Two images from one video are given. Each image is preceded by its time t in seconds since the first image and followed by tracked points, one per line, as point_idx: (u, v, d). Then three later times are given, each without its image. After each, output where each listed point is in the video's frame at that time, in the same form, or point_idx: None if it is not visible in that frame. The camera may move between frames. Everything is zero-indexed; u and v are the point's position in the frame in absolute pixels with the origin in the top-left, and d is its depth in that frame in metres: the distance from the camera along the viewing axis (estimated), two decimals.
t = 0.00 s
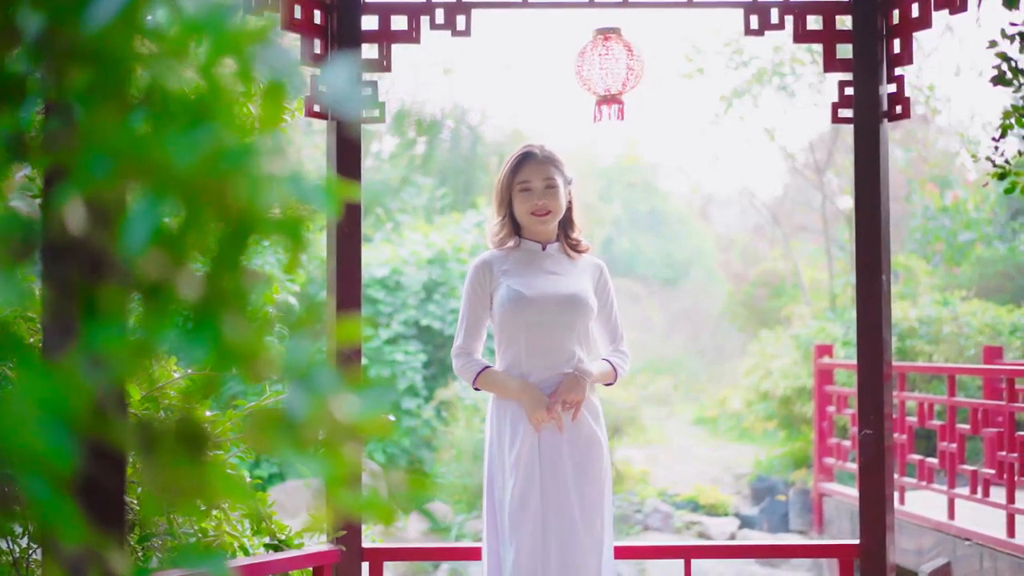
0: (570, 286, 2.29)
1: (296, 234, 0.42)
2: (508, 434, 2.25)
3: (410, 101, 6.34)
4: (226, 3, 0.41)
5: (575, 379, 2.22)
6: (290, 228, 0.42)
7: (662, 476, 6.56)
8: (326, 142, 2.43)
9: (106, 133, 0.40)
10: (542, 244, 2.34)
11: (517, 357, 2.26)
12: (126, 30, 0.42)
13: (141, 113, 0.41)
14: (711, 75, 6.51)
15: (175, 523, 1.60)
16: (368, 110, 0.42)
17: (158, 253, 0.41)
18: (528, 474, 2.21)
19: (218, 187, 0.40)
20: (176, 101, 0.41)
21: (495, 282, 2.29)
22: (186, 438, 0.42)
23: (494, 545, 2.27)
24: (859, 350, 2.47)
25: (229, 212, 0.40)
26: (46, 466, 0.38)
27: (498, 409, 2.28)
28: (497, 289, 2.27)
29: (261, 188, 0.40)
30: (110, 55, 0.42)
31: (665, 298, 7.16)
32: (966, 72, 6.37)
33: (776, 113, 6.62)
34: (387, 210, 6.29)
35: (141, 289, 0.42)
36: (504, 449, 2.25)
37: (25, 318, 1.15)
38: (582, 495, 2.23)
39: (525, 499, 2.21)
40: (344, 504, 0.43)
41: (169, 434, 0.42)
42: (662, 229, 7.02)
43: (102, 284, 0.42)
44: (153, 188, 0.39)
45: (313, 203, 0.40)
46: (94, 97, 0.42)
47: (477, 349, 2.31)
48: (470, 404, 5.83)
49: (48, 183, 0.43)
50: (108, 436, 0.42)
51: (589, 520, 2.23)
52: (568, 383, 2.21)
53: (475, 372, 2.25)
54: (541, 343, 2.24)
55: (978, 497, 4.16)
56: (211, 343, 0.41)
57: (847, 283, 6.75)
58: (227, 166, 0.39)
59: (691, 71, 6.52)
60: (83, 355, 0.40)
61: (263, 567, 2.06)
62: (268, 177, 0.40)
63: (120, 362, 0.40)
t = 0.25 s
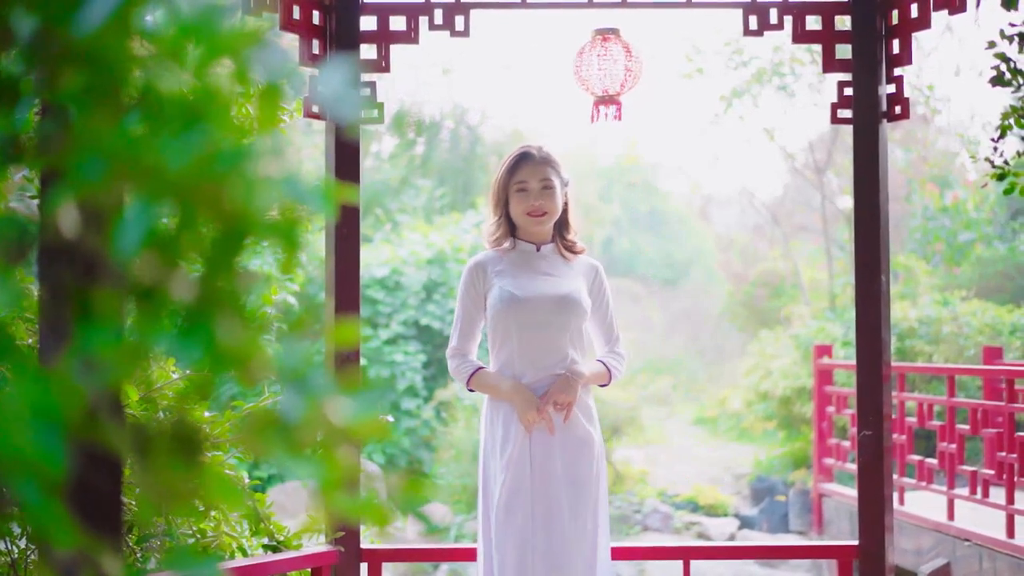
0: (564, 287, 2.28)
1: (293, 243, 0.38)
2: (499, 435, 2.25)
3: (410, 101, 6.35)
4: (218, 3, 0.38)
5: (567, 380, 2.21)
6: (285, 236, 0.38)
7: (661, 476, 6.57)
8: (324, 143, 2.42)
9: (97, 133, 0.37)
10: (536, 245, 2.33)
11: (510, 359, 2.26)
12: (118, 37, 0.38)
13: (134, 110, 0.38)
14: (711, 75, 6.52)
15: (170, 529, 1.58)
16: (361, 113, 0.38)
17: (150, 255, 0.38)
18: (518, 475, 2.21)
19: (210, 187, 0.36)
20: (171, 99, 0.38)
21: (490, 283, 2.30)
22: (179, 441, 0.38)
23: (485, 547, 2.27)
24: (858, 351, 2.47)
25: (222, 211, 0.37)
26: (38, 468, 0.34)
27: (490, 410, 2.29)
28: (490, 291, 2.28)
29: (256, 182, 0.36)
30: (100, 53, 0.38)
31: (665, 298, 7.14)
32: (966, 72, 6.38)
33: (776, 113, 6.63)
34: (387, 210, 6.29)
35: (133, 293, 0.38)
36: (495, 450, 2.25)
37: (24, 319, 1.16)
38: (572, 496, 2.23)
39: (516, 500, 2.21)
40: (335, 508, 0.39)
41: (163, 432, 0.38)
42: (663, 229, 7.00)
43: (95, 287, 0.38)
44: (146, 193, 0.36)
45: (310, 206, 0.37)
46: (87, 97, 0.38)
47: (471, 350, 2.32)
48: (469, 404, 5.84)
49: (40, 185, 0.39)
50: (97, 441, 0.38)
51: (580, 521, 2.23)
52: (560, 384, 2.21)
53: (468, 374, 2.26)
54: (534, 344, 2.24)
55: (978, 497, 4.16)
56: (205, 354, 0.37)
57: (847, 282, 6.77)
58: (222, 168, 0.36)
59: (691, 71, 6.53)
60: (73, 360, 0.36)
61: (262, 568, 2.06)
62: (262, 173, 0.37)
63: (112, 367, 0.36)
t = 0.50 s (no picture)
0: (557, 288, 2.28)
1: (288, 245, 0.38)
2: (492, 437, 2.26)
3: (409, 102, 6.35)
4: (209, 8, 0.38)
5: (558, 382, 2.21)
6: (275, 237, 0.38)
7: (661, 476, 6.57)
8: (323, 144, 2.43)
9: (92, 140, 0.36)
10: (530, 245, 2.33)
11: (502, 360, 2.26)
12: (112, 38, 0.38)
13: (128, 112, 0.37)
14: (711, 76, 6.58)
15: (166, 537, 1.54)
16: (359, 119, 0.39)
17: (143, 259, 0.37)
18: (509, 475, 2.22)
19: (207, 193, 0.36)
20: (164, 101, 0.37)
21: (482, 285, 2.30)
22: (176, 446, 0.37)
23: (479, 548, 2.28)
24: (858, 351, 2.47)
25: (215, 212, 0.36)
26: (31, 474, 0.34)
27: (484, 411, 2.29)
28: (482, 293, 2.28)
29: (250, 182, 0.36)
30: (97, 58, 0.38)
31: (665, 298, 7.02)
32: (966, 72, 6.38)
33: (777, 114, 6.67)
34: (387, 211, 6.28)
35: (123, 296, 0.37)
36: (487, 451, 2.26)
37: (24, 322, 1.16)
38: (563, 498, 2.22)
39: (507, 500, 2.21)
40: (331, 514, 0.37)
41: (156, 436, 0.37)
42: (662, 229, 6.93)
43: (88, 291, 0.38)
44: (142, 195, 0.36)
45: (305, 209, 0.36)
46: (82, 99, 0.38)
47: (465, 351, 2.32)
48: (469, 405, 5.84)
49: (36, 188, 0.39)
50: (89, 445, 0.37)
51: (571, 522, 2.22)
52: (552, 385, 2.20)
53: (462, 375, 2.27)
54: (526, 346, 2.24)
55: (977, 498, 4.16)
56: (199, 357, 0.37)
57: (847, 283, 6.81)
58: (213, 172, 0.35)
59: (691, 71, 6.57)
60: (66, 364, 0.35)
61: (262, 569, 2.06)
62: (257, 180, 0.36)
63: (106, 370, 0.35)
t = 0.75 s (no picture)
0: (552, 290, 2.27)
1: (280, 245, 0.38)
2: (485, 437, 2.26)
3: (409, 102, 6.35)
4: (204, 8, 0.38)
5: (553, 383, 2.20)
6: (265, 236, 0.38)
7: (661, 477, 6.57)
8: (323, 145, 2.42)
9: (85, 144, 0.36)
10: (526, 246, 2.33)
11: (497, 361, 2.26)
12: (104, 38, 0.37)
13: (120, 111, 0.37)
14: (711, 75, 6.57)
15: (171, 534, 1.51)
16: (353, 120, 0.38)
17: (136, 262, 0.37)
18: (502, 476, 2.22)
19: (199, 197, 0.36)
20: (157, 100, 0.37)
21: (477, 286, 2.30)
22: (168, 448, 0.37)
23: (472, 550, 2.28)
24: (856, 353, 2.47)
25: (209, 215, 0.37)
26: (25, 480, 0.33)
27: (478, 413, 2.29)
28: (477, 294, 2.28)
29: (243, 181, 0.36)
30: (91, 59, 0.38)
31: (665, 298, 7.04)
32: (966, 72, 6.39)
33: (776, 114, 6.66)
34: (386, 211, 6.29)
35: (116, 298, 0.37)
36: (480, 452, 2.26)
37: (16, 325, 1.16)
38: (556, 500, 2.21)
39: (500, 501, 2.21)
40: (328, 516, 0.39)
41: (150, 440, 0.37)
42: (662, 229, 6.93)
43: (82, 295, 0.37)
44: (136, 196, 0.36)
45: (301, 211, 0.37)
46: (74, 103, 0.37)
47: (460, 353, 2.32)
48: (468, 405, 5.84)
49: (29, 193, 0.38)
50: (83, 449, 0.37)
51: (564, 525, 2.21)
52: (546, 387, 2.20)
53: (456, 377, 2.27)
54: (520, 347, 2.24)
55: (977, 498, 4.16)
56: (192, 359, 0.37)
57: (846, 283, 6.81)
58: (208, 174, 0.35)
59: (691, 71, 6.57)
60: (61, 368, 0.35)
61: (262, 569, 2.06)
62: (253, 180, 0.37)
63: (101, 372, 0.35)
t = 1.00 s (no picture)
0: (548, 290, 2.27)
1: (273, 247, 0.38)
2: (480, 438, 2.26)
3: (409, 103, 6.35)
4: (197, 9, 0.38)
5: (547, 384, 2.20)
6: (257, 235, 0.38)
7: (661, 477, 6.57)
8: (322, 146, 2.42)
9: (77, 145, 0.36)
10: (522, 246, 2.32)
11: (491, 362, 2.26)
12: (98, 40, 0.38)
13: (113, 113, 0.37)
14: (711, 75, 6.57)
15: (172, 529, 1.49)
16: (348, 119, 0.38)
17: (128, 264, 0.37)
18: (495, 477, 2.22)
19: (188, 200, 0.36)
20: (150, 102, 0.37)
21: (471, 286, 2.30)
22: (159, 449, 0.38)
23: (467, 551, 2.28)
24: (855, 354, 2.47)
25: (201, 216, 0.36)
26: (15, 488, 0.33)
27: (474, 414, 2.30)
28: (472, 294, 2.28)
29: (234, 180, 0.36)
30: (83, 67, 0.38)
31: (665, 298, 7.04)
32: (965, 72, 6.42)
33: (776, 113, 6.66)
34: (385, 211, 6.29)
35: (107, 300, 0.37)
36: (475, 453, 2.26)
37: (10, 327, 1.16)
38: (549, 501, 2.21)
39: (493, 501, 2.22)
40: (323, 517, 0.39)
41: (144, 440, 0.38)
42: (662, 229, 6.92)
43: (75, 296, 0.37)
44: (126, 198, 0.35)
45: (297, 211, 0.36)
46: (67, 105, 0.38)
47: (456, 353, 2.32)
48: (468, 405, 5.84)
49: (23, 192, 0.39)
50: (74, 450, 0.37)
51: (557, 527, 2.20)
52: (541, 389, 2.19)
53: (452, 377, 2.28)
54: (515, 347, 2.24)
55: (977, 499, 4.15)
56: (183, 361, 0.37)
57: (846, 283, 6.82)
58: (199, 176, 0.35)
59: (691, 71, 6.58)
60: (52, 370, 0.35)
61: (265, 570, 2.05)
62: (248, 181, 0.37)
63: (92, 374, 0.35)
